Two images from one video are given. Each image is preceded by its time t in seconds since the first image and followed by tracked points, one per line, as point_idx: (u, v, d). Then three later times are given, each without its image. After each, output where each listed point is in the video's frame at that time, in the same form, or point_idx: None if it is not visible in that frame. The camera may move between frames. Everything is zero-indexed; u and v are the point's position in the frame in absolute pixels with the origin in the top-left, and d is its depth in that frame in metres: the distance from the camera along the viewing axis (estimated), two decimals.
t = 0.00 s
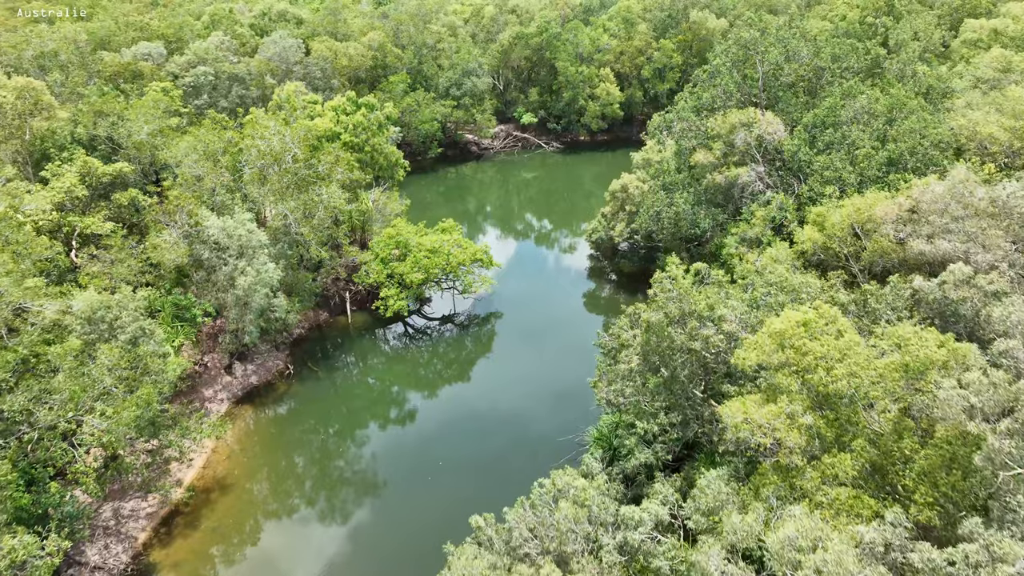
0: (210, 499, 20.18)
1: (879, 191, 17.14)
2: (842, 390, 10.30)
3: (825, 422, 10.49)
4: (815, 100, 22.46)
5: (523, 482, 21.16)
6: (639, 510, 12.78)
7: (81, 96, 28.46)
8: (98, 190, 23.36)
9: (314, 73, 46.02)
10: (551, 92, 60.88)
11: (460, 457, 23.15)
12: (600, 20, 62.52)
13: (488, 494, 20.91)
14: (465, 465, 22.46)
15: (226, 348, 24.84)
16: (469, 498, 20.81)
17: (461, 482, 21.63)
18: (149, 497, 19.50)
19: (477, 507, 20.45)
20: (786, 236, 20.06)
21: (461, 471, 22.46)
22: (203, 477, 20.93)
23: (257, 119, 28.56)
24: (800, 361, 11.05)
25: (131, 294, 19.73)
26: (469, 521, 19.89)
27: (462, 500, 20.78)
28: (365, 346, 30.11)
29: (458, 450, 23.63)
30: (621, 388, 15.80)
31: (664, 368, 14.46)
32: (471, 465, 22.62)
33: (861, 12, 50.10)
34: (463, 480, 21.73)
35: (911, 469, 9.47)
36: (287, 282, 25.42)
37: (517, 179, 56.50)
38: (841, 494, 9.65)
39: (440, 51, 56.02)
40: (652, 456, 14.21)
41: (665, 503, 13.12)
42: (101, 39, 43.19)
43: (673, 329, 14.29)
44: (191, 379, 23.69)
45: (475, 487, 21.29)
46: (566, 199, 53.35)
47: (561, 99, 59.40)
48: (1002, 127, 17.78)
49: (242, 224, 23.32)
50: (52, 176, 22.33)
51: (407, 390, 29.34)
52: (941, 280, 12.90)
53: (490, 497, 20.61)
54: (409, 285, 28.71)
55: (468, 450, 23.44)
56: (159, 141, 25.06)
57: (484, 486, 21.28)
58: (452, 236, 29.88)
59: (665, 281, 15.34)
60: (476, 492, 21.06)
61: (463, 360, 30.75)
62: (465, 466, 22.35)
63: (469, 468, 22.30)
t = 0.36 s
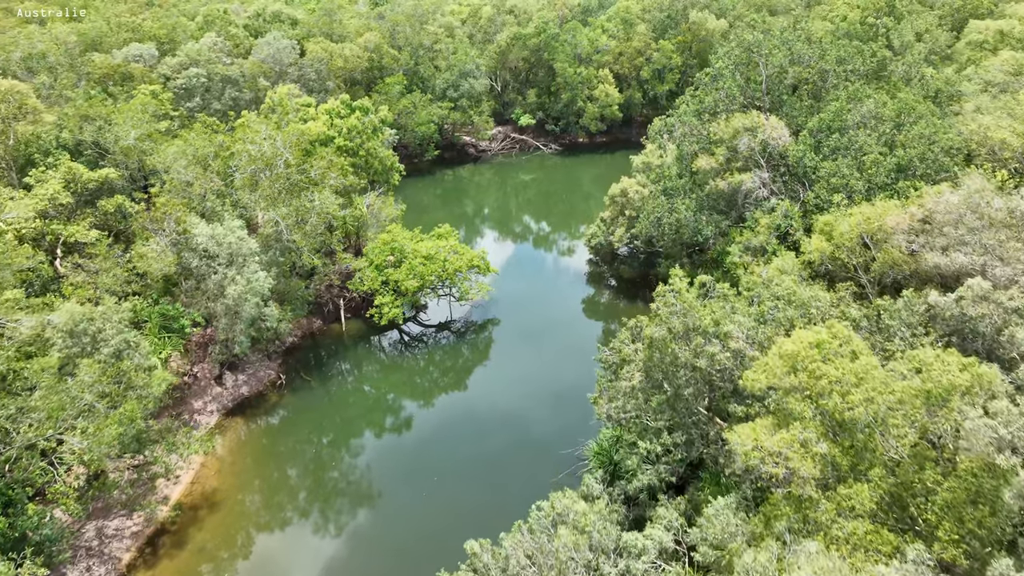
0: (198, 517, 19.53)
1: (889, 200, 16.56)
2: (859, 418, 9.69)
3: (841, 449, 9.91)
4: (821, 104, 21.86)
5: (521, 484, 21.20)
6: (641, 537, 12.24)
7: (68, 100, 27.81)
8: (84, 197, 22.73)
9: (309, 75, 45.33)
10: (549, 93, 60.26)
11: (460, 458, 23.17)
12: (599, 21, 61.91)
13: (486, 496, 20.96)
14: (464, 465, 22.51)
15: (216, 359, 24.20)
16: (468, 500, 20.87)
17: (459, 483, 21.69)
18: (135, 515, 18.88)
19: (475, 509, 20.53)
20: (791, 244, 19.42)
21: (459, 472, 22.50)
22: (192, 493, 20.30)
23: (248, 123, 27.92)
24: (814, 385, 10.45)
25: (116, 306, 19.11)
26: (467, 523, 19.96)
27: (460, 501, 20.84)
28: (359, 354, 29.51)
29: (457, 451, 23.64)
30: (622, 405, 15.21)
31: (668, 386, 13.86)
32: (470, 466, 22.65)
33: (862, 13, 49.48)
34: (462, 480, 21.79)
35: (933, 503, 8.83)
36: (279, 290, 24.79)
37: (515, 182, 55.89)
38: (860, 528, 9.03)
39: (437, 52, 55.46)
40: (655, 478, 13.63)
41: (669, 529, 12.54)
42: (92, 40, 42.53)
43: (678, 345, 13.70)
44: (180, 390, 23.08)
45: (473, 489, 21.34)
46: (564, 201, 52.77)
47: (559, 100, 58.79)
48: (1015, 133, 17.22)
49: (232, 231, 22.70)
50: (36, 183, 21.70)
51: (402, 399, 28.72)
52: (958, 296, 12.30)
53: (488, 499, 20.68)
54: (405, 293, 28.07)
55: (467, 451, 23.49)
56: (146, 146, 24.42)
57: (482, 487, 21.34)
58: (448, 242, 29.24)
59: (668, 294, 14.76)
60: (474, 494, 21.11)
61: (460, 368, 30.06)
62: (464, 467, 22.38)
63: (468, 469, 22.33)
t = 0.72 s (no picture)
0: (185, 535, 18.86)
1: (902, 210, 15.96)
2: (879, 450, 9.05)
3: (859, 481, 9.28)
4: (827, 108, 21.28)
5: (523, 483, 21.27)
6: (646, 566, 11.49)
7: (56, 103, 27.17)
8: (70, 204, 22.09)
9: (305, 76, 44.59)
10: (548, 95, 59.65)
11: (461, 459, 23.18)
12: (598, 22, 61.08)
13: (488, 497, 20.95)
14: (467, 465, 22.56)
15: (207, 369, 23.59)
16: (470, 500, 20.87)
17: (460, 484, 21.68)
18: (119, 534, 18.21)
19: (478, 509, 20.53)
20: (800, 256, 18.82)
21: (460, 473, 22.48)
22: (179, 511, 19.59)
23: (241, 126, 27.30)
24: (830, 413, 9.84)
25: (100, 317, 18.46)
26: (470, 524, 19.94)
27: (463, 502, 20.85)
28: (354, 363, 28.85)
29: (458, 452, 23.64)
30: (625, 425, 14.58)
31: (673, 406, 13.26)
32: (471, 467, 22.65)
33: (865, 13, 48.95)
34: (463, 481, 21.77)
35: (961, 544, 8.04)
36: (272, 298, 24.18)
37: (514, 184, 55.31)
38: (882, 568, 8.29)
39: (435, 53, 54.90)
40: (659, 501, 13.04)
41: (674, 557, 11.88)
42: (84, 41, 41.89)
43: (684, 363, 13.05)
44: (169, 402, 22.41)
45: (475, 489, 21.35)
46: (564, 204, 52.22)
47: (558, 102, 58.15)
48: None
49: (224, 238, 22.10)
50: (20, 189, 21.07)
51: (398, 408, 28.03)
52: (978, 314, 11.69)
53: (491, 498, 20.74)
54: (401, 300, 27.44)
55: (470, 450, 23.53)
56: (135, 150, 23.78)
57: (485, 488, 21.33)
58: (445, 248, 28.62)
59: (673, 309, 14.16)
60: (476, 494, 21.11)
61: (457, 376, 29.40)
62: (465, 467, 22.38)
63: (469, 470, 22.33)
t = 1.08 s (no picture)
0: (174, 554, 18.25)
1: (915, 220, 15.34)
2: (905, 487, 8.38)
3: (882, 520, 8.67)
4: (836, 112, 20.65)
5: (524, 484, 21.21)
6: None
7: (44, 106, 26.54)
8: (56, 211, 21.47)
9: (301, 78, 43.81)
10: (547, 96, 58.99)
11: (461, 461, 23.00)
12: (599, 22, 60.31)
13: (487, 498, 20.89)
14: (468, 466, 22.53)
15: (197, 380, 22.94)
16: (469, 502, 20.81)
17: (460, 485, 21.62)
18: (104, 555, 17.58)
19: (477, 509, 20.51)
20: (810, 267, 18.19)
21: (460, 475, 22.47)
22: (168, 529, 18.97)
23: (233, 130, 26.66)
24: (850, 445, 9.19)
25: (84, 329, 17.83)
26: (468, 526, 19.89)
27: (463, 503, 20.79)
28: (350, 372, 28.20)
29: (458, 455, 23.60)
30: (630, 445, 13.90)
31: (680, 429, 12.62)
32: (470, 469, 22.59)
33: (868, 13, 48.41)
34: (463, 481, 21.72)
35: None
36: (264, 307, 23.54)
37: (514, 186, 54.69)
38: None
39: (434, 54, 54.31)
40: (664, 527, 12.42)
41: None
42: (77, 43, 41.29)
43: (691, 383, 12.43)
44: (158, 415, 21.69)
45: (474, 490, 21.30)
46: (564, 206, 51.69)
47: (558, 103, 57.50)
48: None
49: (214, 246, 21.51)
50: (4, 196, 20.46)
51: (395, 417, 27.42)
52: (1002, 333, 11.04)
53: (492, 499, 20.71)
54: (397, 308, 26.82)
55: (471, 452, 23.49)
56: (124, 155, 23.16)
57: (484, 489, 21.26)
58: (443, 254, 27.99)
59: (679, 325, 13.54)
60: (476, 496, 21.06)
61: (455, 385, 28.79)
62: (465, 469, 22.31)
63: (469, 472, 22.25)
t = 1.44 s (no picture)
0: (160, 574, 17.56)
1: (932, 231, 14.72)
2: (935, 533, 7.71)
3: (911, 565, 8.02)
4: (845, 117, 20.01)
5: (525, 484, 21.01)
6: None
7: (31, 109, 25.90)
8: (41, 219, 20.83)
9: (297, 80, 43.04)
10: (547, 98, 58.34)
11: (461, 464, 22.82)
12: (599, 23, 59.46)
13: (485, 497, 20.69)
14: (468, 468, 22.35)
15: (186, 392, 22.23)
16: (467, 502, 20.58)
17: (460, 486, 21.43)
18: None
19: (477, 509, 20.30)
20: (819, 278, 17.54)
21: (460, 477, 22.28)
22: (153, 549, 18.25)
23: (225, 134, 26.02)
24: (875, 482, 8.52)
25: (66, 343, 17.14)
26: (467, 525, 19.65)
27: (463, 502, 20.64)
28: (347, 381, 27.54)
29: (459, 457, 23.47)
30: (634, 467, 13.17)
31: (687, 453, 11.99)
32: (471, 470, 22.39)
33: (871, 14, 47.96)
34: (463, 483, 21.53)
35: None
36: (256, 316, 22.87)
37: (514, 189, 54.04)
38: None
39: (433, 55, 53.59)
40: (672, 557, 11.78)
41: None
42: (71, 44, 40.69)
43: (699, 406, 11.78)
44: (146, 428, 20.93)
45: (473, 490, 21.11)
46: (564, 208, 51.12)
47: (558, 105, 56.82)
48: None
49: (204, 254, 20.83)
50: None
51: (392, 428, 26.77)
52: None
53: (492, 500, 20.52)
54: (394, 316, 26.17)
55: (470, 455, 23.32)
56: (112, 160, 22.51)
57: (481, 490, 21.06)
58: (441, 261, 27.39)
59: (686, 344, 12.89)
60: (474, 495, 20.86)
61: (454, 394, 28.14)
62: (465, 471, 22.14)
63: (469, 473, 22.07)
